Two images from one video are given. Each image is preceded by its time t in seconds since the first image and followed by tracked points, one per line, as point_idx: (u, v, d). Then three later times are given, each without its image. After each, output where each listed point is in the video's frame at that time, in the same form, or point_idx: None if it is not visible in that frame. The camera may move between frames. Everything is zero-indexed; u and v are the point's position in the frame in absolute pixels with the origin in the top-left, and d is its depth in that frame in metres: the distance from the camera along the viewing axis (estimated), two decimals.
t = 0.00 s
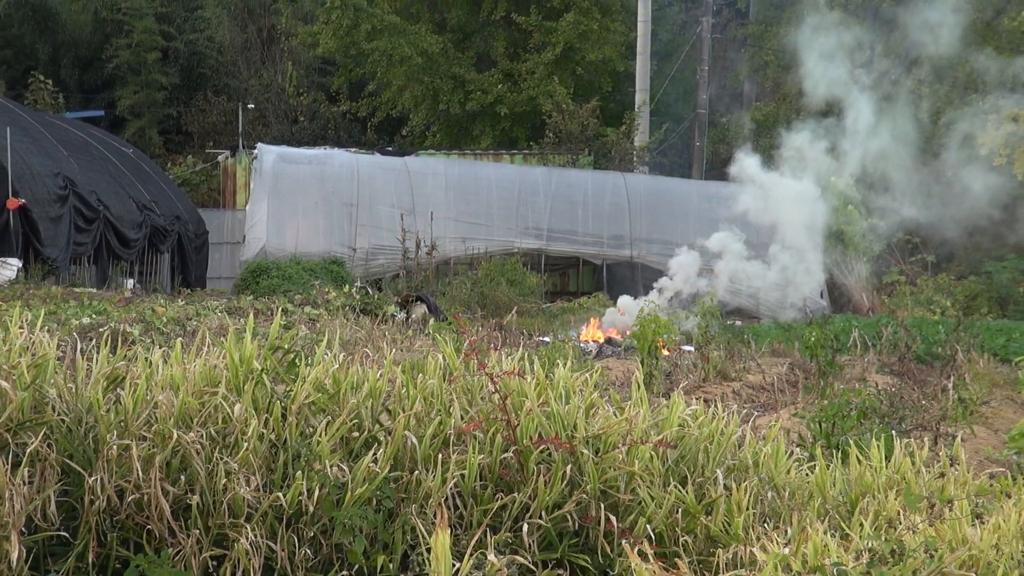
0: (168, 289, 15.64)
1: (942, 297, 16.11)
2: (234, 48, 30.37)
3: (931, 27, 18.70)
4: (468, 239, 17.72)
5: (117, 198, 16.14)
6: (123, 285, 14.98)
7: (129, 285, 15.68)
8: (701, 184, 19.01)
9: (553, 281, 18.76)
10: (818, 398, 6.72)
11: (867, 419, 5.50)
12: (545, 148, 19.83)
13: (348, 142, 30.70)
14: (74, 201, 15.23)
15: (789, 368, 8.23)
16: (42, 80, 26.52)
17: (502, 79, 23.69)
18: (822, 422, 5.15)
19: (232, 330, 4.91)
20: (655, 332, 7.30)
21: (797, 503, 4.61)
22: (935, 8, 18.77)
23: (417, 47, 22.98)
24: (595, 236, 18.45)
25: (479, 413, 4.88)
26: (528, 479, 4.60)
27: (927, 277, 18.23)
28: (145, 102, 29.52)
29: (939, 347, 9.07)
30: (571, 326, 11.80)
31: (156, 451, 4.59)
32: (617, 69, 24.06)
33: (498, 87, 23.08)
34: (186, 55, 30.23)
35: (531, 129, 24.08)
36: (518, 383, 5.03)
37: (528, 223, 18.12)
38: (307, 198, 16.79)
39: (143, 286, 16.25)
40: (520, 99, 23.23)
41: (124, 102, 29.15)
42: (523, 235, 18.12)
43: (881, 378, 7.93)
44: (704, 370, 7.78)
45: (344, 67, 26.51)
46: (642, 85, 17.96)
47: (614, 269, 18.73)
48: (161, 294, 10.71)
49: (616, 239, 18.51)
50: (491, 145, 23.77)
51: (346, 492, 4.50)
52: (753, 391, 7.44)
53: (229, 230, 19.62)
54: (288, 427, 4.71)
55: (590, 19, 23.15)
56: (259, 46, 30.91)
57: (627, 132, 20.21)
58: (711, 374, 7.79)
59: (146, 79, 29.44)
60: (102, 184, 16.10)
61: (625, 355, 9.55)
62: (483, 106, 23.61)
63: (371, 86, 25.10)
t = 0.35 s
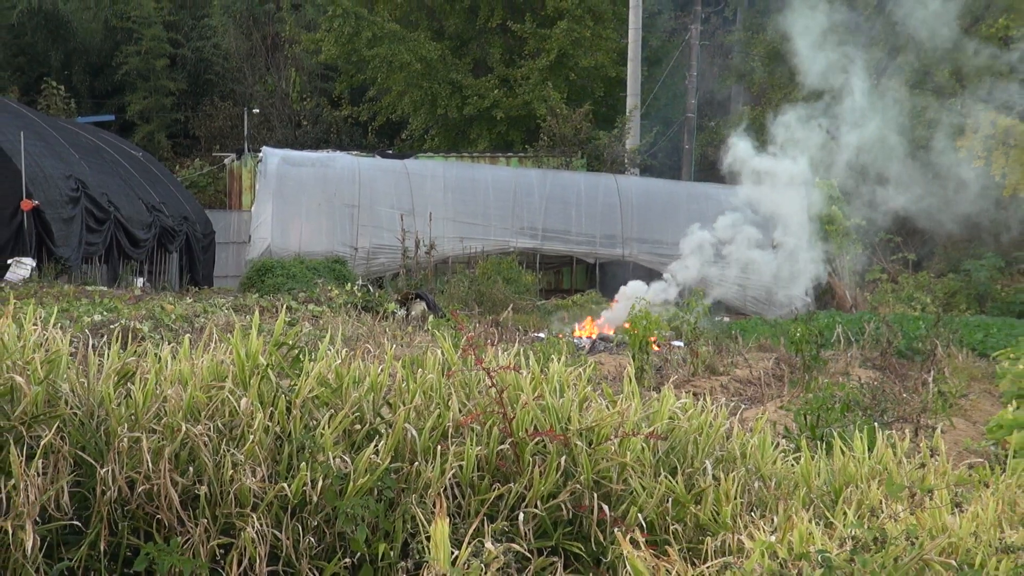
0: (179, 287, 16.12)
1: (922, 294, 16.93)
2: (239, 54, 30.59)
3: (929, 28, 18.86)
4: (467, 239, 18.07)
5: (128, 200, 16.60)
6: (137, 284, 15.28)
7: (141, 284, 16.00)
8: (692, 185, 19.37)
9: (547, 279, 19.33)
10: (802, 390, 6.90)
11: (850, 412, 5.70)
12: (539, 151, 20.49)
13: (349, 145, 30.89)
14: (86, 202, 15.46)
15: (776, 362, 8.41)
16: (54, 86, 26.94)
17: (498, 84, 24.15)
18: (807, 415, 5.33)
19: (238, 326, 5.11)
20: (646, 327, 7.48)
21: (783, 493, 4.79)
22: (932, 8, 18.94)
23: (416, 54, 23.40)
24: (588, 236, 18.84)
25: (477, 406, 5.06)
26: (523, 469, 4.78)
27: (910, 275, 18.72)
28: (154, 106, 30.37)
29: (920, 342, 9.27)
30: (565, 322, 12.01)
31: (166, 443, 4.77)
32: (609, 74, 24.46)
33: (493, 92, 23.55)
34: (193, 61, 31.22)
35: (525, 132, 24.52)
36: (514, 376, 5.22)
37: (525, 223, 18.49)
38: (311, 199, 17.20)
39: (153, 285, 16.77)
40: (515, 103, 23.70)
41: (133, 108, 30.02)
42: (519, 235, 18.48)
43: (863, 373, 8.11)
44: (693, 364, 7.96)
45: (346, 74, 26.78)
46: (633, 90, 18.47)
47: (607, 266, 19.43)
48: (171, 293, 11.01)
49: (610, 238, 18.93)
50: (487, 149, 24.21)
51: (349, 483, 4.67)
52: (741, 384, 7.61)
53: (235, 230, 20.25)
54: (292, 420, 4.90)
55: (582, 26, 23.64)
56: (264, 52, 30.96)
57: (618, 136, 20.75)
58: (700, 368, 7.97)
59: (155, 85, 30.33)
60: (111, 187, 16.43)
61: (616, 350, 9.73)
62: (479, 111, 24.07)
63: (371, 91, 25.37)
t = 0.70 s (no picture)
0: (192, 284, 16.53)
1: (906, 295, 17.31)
2: (250, 60, 31.14)
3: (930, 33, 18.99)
4: (468, 239, 18.53)
5: (141, 199, 17.03)
6: (148, 282, 15.61)
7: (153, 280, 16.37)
8: (684, 188, 19.94)
9: (545, 278, 19.82)
10: (790, 386, 7.10)
11: (835, 406, 5.90)
12: (538, 154, 20.97)
13: (356, 148, 31.10)
14: (102, 202, 15.82)
15: (765, 358, 8.61)
16: (70, 89, 27.26)
17: (499, 90, 24.43)
18: (795, 410, 5.56)
19: (248, 322, 5.32)
20: (639, 325, 7.68)
21: (771, 484, 4.98)
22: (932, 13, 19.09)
23: (420, 60, 23.68)
24: (585, 236, 19.38)
25: (477, 400, 5.26)
26: (522, 460, 4.98)
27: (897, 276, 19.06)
28: (168, 110, 30.72)
29: (903, 339, 9.48)
30: (563, 319, 12.22)
31: (178, 433, 4.96)
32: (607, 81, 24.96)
33: (493, 98, 23.82)
34: (205, 67, 31.42)
35: (524, 136, 24.82)
36: (513, 371, 5.43)
37: (524, 223, 19.03)
38: (318, 199, 17.61)
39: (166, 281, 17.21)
40: (514, 108, 24.00)
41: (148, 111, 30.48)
42: (518, 235, 19.00)
43: (849, 369, 8.31)
44: (685, 360, 8.16)
45: (352, 79, 27.00)
46: (630, 94, 18.66)
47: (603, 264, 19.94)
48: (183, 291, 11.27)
49: (605, 239, 19.47)
50: (488, 152, 24.49)
51: (354, 472, 4.87)
52: (731, 380, 7.81)
53: (246, 230, 20.70)
54: (299, 412, 5.10)
55: (581, 34, 23.91)
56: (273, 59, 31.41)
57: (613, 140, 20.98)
58: (692, 365, 8.18)
59: (169, 89, 30.65)
60: (126, 187, 16.81)
61: (612, 347, 9.95)
62: (480, 115, 24.36)
63: (376, 95, 25.63)
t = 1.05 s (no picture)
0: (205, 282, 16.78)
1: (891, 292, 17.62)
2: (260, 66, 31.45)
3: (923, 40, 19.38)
4: (470, 238, 19.15)
5: (154, 200, 17.30)
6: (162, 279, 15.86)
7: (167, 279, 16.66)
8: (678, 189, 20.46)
9: (543, 277, 20.19)
10: (780, 379, 7.31)
11: (822, 399, 6.14)
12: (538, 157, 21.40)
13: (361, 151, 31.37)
14: (117, 203, 16.13)
15: (755, 352, 8.82)
16: (87, 94, 27.58)
17: (499, 95, 24.70)
18: (784, 402, 5.81)
19: (257, 318, 5.54)
20: (635, 319, 7.89)
21: (762, 474, 5.18)
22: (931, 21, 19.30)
23: (423, 66, 23.97)
24: (582, 236, 19.91)
25: (478, 393, 5.45)
26: (521, 451, 5.17)
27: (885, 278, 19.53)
28: (181, 114, 31.08)
29: (888, 334, 9.70)
30: (561, 316, 12.44)
31: (189, 425, 5.14)
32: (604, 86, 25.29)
33: (494, 102, 24.10)
34: (217, 73, 32.16)
35: (524, 139, 25.11)
36: (513, 365, 5.63)
37: (523, 223, 19.58)
38: (325, 200, 18.32)
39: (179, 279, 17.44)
40: (514, 113, 24.29)
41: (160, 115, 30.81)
42: (518, 234, 19.57)
43: (836, 363, 8.52)
44: (678, 355, 8.37)
45: (358, 84, 27.25)
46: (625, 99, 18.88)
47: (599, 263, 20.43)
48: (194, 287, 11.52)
49: (602, 238, 20.00)
50: (489, 155, 24.79)
51: (359, 463, 5.05)
52: (722, 373, 7.99)
53: (255, 230, 20.96)
54: (306, 405, 5.29)
55: (578, 41, 24.20)
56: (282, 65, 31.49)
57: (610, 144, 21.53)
58: (686, 359, 8.39)
59: (181, 94, 31.01)
60: (140, 189, 17.10)
61: (608, 341, 10.17)
62: (482, 119, 24.65)
63: (380, 100, 25.89)
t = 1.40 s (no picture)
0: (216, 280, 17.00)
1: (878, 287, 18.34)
2: (269, 71, 31.84)
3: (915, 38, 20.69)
4: (472, 238, 19.44)
5: (168, 200, 17.56)
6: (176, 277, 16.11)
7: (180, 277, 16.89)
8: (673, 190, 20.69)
9: (542, 274, 20.36)
10: (771, 372, 7.54)
11: (812, 391, 6.38)
12: (537, 160, 21.57)
13: (367, 155, 31.72)
14: (132, 204, 16.41)
15: (748, 347, 9.04)
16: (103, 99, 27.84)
17: (500, 99, 25.00)
18: (774, 395, 6.05)
19: (266, 313, 5.74)
20: (631, 312, 8.06)
21: (753, 464, 5.38)
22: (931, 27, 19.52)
23: (426, 72, 24.27)
24: (580, 236, 20.18)
25: (479, 386, 5.66)
26: (521, 442, 5.36)
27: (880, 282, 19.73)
28: (193, 118, 31.32)
29: (875, 329, 9.95)
30: (559, 312, 12.64)
31: (201, 419, 5.32)
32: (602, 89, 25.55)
33: (496, 107, 24.39)
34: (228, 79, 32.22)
35: (524, 142, 25.41)
36: (513, 359, 5.83)
37: (523, 223, 19.86)
38: (333, 200, 18.58)
39: (192, 277, 17.65)
40: (513, 117, 24.60)
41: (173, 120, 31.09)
42: (518, 234, 19.85)
43: (825, 357, 8.75)
44: (673, 349, 8.59)
45: (364, 89, 27.51)
46: (621, 104, 19.04)
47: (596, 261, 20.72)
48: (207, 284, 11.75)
49: (599, 238, 20.25)
50: (491, 158, 25.11)
51: (365, 454, 5.24)
52: (716, 367, 8.20)
53: (265, 229, 21.21)
54: (314, 398, 5.50)
55: (576, 47, 24.46)
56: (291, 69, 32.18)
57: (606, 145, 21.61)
58: (681, 353, 8.61)
59: (193, 99, 31.28)
60: (154, 189, 17.37)
61: (605, 336, 10.41)
62: (484, 123, 24.96)
63: (385, 104, 26.18)
